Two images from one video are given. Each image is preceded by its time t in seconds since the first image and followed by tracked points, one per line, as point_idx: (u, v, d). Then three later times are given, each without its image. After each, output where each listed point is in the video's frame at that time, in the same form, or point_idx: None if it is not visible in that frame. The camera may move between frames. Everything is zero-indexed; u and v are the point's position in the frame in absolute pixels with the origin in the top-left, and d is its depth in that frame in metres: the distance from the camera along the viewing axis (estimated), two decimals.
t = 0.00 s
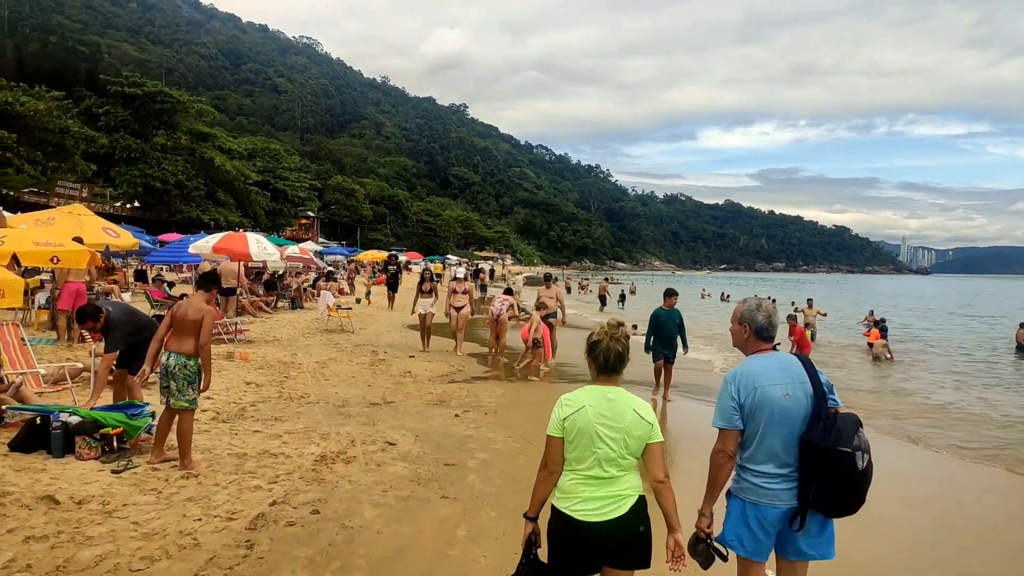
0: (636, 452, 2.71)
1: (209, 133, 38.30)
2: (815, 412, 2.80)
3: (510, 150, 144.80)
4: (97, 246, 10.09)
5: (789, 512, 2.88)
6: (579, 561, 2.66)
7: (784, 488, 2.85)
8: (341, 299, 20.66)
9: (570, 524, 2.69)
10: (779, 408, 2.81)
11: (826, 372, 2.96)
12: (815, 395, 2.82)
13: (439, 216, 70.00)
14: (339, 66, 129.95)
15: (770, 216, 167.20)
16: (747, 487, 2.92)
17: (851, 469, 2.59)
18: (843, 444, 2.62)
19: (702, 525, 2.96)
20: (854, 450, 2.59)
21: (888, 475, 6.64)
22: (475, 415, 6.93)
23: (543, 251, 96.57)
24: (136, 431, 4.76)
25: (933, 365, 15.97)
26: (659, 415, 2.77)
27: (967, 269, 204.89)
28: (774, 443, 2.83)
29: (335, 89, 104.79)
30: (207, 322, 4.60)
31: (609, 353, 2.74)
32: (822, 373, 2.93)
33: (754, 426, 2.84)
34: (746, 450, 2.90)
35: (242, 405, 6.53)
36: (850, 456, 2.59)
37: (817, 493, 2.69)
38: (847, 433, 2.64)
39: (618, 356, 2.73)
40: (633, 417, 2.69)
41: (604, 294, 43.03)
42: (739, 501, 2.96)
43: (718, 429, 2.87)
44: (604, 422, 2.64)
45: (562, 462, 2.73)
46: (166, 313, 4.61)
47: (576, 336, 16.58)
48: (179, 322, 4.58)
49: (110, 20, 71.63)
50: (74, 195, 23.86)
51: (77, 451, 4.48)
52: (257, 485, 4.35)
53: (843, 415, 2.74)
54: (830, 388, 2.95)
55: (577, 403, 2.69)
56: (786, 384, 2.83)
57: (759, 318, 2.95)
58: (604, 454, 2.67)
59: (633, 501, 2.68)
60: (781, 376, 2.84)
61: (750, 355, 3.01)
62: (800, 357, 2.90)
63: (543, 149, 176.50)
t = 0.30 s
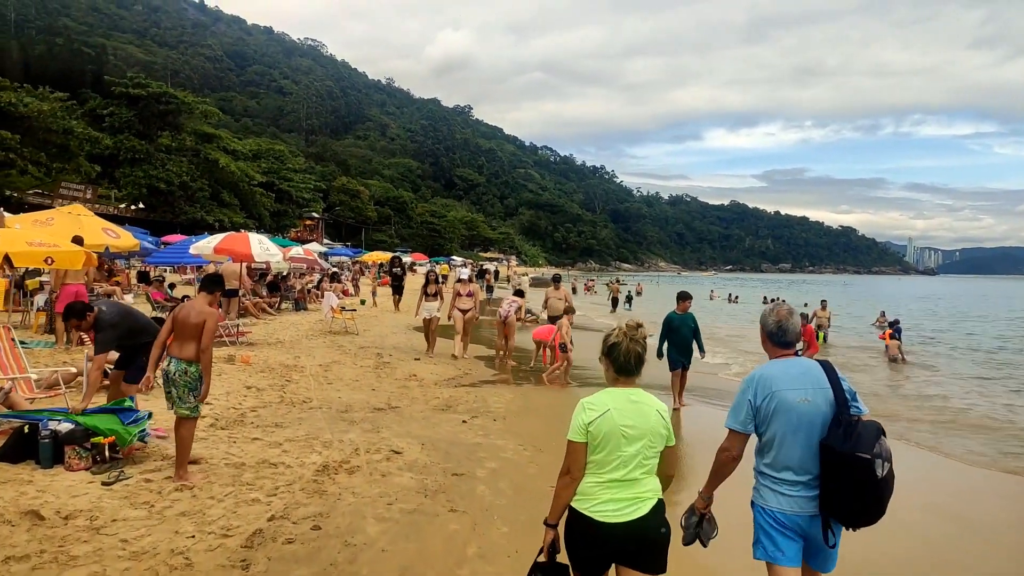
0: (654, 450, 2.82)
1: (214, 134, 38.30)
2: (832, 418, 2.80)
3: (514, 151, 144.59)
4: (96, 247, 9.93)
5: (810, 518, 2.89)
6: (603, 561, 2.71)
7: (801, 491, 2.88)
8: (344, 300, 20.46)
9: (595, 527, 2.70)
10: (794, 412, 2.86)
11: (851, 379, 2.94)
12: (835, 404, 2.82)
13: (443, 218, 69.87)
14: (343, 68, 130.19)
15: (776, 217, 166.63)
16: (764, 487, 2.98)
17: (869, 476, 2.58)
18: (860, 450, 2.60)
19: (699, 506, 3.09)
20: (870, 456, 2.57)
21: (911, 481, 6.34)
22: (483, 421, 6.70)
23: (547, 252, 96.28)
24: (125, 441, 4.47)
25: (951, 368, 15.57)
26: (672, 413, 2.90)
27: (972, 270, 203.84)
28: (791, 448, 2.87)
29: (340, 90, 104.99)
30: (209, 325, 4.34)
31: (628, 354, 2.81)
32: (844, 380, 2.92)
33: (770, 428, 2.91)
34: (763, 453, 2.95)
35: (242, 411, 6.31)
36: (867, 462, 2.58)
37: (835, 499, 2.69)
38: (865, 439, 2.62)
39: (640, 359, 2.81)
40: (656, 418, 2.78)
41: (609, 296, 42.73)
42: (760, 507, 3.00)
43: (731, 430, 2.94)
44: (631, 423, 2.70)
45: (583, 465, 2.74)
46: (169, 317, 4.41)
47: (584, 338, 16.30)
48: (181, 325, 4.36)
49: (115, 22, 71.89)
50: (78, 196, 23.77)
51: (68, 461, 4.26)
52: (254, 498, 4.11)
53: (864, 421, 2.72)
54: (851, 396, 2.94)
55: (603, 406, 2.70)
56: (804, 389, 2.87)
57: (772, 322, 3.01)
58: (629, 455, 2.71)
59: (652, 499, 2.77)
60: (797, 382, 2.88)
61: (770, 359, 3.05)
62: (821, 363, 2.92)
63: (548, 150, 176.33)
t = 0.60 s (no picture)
0: (657, 448, 2.87)
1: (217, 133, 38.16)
2: (859, 418, 2.75)
3: (518, 151, 144.22)
4: (96, 247, 9.75)
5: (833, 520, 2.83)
6: (607, 559, 2.74)
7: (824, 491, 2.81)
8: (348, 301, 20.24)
9: (598, 523, 2.77)
10: (819, 412, 2.81)
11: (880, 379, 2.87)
12: (861, 404, 2.76)
13: (447, 218, 69.61)
14: (347, 68, 130.06)
15: (780, 217, 165.75)
16: (786, 486, 2.93)
17: (888, 478, 2.54)
18: (882, 453, 2.55)
19: (742, 519, 3.09)
20: (893, 457, 2.53)
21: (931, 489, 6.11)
22: (490, 429, 6.47)
23: (551, 252, 95.88)
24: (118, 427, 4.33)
25: (966, 371, 15.25)
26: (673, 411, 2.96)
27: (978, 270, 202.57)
28: (813, 448, 2.81)
29: (344, 91, 104.95)
30: (209, 327, 4.27)
31: (626, 351, 2.92)
32: (874, 381, 2.85)
33: (795, 426, 2.86)
34: (785, 452, 2.91)
35: (241, 417, 6.09)
36: (888, 464, 2.53)
37: (855, 501, 2.66)
38: (887, 442, 2.57)
39: (638, 355, 2.92)
40: (655, 415, 2.85)
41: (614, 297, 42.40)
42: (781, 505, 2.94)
43: (762, 427, 2.93)
44: (631, 418, 2.78)
45: (586, 463, 2.82)
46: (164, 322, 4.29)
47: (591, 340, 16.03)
48: (177, 331, 4.25)
49: (120, 22, 71.91)
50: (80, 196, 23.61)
51: (55, 473, 4.04)
52: (250, 514, 3.89)
53: (891, 424, 2.65)
54: (881, 398, 2.86)
55: (603, 402, 2.80)
56: (829, 388, 2.82)
57: (799, 317, 2.95)
58: (631, 453, 2.78)
59: (656, 496, 2.81)
60: (825, 380, 2.82)
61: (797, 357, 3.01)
62: (849, 362, 2.85)
63: (552, 150, 175.85)
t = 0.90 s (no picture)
0: (670, 452, 2.64)
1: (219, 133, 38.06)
2: (878, 421, 2.61)
3: (520, 151, 144.09)
4: (93, 247, 9.52)
5: (855, 524, 2.69)
6: (614, 562, 2.54)
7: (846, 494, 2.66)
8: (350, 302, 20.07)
9: (608, 528, 2.57)
10: (838, 416, 2.65)
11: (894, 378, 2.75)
12: (879, 406, 2.63)
13: (449, 217, 69.47)
14: (349, 68, 130.02)
15: (782, 216, 165.44)
16: (809, 492, 2.75)
17: (921, 476, 2.39)
18: (907, 452, 2.41)
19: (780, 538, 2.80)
20: (920, 456, 2.38)
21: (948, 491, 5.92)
22: (497, 434, 6.25)
23: (553, 252, 95.70)
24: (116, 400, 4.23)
25: (977, 371, 15.03)
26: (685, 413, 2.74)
27: (979, 269, 202.12)
28: (836, 451, 2.66)
29: (346, 91, 104.97)
30: (207, 324, 4.15)
31: (637, 355, 2.66)
32: (888, 381, 2.73)
33: (815, 432, 2.69)
34: (807, 457, 2.73)
35: (240, 423, 5.87)
36: (916, 461, 2.39)
37: (881, 502, 2.51)
38: (913, 440, 2.44)
39: (650, 361, 2.67)
40: (667, 417, 2.62)
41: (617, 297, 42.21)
42: (803, 511, 2.78)
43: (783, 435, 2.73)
44: (641, 421, 2.57)
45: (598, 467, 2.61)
46: (159, 323, 4.12)
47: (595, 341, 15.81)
48: (174, 329, 4.08)
49: (122, 22, 71.87)
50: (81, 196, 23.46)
51: (40, 485, 3.82)
52: (246, 529, 3.66)
53: (910, 423, 2.53)
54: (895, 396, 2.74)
55: (612, 404, 2.58)
56: (846, 391, 2.68)
57: (809, 322, 2.85)
58: (642, 456, 2.58)
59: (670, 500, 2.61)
60: (841, 384, 2.68)
61: (810, 362, 2.86)
62: (864, 364, 2.73)
63: (554, 150, 175.70)
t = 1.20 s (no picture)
0: (679, 444, 2.64)
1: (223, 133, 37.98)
2: (871, 412, 2.70)
3: (525, 151, 143.68)
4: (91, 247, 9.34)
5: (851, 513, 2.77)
6: (624, 553, 2.54)
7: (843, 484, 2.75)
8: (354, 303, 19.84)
9: (618, 521, 2.55)
10: (831, 411, 2.75)
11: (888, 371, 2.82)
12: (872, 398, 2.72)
13: (454, 217, 69.21)
14: (353, 68, 129.90)
15: (788, 215, 164.35)
16: (805, 482, 2.86)
17: (905, 470, 2.48)
18: (895, 443, 2.51)
19: (767, 525, 2.96)
20: (908, 448, 2.48)
21: (975, 502, 5.61)
22: (505, 440, 6.04)
23: (558, 251, 95.22)
24: (117, 376, 4.20)
25: (996, 371, 14.63)
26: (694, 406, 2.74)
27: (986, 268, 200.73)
28: (829, 443, 2.75)
29: (350, 91, 104.83)
30: (212, 326, 4.01)
31: (653, 348, 2.63)
32: (881, 374, 2.81)
33: (809, 425, 2.79)
34: (804, 449, 2.84)
35: (237, 429, 5.65)
36: (902, 456, 2.49)
37: (869, 492, 2.61)
38: (902, 431, 2.52)
39: (666, 355, 2.63)
40: (680, 411, 2.62)
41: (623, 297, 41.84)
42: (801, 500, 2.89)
43: (778, 430, 2.84)
44: (657, 415, 2.55)
45: (610, 458, 2.58)
46: (157, 325, 3.91)
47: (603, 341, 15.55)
48: (176, 330, 3.91)
49: (127, 23, 71.94)
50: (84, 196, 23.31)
51: (24, 498, 3.61)
52: (241, 547, 3.43)
53: (902, 415, 2.60)
54: (889, 388, 2.83)
55: (628, 397, 2.53)
56: (842, 385, 2.76)
57: (804, 317, 2.94)
58: (654, 448, 2.56)
59: (678, 490, 2.61)
60: (834, 378, 2.77)
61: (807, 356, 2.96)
62: (859, 359, 2.81)
63: (559, 150, 175.15)
